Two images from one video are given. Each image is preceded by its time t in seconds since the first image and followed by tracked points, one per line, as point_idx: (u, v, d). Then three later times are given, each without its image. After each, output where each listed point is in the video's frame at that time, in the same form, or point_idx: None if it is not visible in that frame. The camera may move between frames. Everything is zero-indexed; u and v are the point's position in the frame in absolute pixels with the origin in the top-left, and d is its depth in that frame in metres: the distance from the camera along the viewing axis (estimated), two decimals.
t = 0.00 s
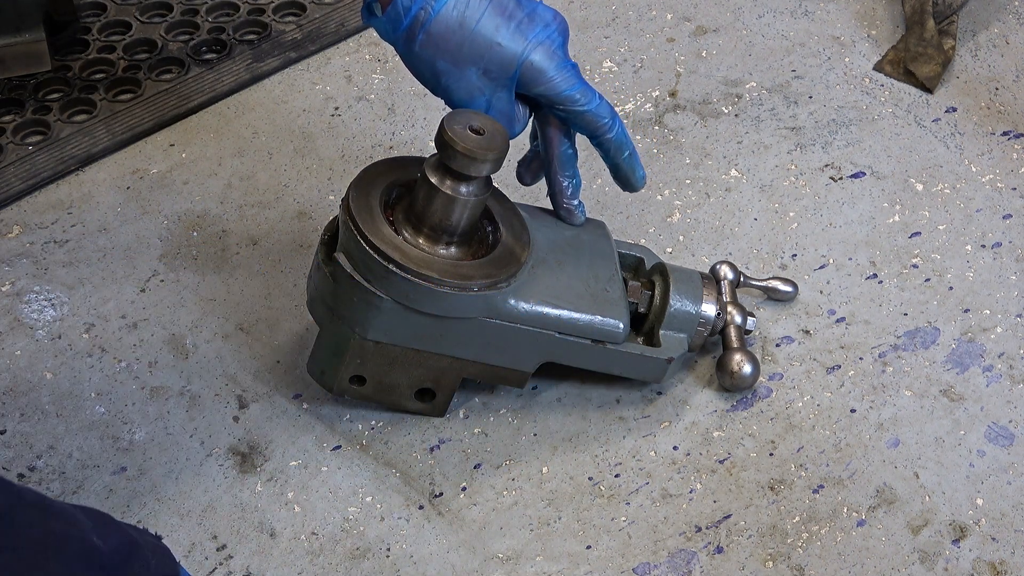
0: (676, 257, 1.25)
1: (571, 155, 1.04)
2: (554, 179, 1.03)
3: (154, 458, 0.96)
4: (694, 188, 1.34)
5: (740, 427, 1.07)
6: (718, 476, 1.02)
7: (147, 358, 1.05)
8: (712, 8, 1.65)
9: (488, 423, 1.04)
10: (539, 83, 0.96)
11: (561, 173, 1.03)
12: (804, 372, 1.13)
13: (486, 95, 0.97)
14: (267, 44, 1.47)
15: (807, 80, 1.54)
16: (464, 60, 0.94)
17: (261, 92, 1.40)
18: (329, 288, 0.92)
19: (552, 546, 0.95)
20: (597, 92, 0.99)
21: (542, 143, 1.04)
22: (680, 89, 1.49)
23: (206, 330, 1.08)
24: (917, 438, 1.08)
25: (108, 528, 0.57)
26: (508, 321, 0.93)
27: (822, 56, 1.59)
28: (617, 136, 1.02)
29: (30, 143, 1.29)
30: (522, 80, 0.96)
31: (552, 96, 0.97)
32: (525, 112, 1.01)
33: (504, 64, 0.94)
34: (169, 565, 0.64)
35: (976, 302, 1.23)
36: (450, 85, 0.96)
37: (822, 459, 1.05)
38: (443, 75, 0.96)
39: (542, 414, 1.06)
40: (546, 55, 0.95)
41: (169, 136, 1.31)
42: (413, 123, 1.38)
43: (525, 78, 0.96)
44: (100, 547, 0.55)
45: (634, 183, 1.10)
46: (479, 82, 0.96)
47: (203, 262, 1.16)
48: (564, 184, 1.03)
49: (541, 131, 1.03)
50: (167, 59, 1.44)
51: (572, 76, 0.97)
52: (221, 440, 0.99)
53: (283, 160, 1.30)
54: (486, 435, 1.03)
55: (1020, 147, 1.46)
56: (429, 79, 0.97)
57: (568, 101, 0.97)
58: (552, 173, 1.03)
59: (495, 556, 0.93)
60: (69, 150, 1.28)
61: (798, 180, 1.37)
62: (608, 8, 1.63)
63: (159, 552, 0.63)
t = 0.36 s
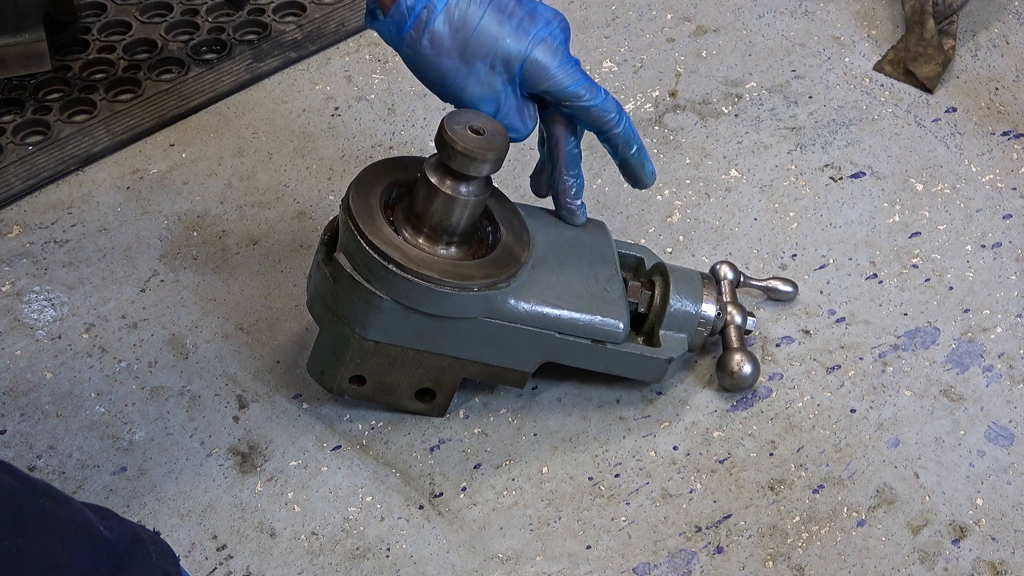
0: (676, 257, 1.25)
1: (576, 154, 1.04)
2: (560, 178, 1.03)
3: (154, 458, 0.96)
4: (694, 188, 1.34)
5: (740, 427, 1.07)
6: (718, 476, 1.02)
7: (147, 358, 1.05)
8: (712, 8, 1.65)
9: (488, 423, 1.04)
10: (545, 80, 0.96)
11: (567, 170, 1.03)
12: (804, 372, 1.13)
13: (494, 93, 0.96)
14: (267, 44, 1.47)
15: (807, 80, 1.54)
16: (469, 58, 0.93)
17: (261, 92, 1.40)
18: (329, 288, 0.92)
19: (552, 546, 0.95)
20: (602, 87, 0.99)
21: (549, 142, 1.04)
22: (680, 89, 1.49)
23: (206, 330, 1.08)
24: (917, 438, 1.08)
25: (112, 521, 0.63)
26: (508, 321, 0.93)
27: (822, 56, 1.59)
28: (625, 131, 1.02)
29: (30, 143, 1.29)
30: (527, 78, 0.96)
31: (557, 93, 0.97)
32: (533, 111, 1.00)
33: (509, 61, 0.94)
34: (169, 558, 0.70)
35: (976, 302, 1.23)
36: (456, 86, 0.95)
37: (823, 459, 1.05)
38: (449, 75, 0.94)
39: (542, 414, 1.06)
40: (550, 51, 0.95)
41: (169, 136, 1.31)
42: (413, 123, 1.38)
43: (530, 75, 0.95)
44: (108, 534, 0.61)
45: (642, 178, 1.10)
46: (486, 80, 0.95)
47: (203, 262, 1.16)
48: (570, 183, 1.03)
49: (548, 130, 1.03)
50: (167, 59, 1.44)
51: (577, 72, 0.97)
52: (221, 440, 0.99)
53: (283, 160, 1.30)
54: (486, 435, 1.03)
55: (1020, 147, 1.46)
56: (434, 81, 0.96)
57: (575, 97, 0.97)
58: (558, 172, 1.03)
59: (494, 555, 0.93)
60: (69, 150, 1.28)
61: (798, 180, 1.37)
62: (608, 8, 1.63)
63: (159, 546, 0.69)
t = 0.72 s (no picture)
0: (676, 257, 1.25)
1: (577, 152, 1.04)
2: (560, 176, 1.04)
3: (154, 458, 0.96)
4: (694, 188, 1.34)
5: (740, 427, 1.07)
6: (718, 477, 1.02)
7: (147, 358, 1.05)
8: (712, 8, 1.65)
9: (488, 423, 1.04)
10: (545, 73, 0.95)
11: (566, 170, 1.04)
12: (804, 372, 1.13)
13: (499, 82, 0.94)
14: (267, 44, 1.47)
15: (807, 80, 1.54)
16: (471, 48, 0.92)
17: (261, 92, 1.40)
18: (329, 288, 0.92)
19: (552, 546, 0.95)
20: (601, 81, 1.00)
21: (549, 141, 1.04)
22: (680, 89, 1.49)
23: (205, 330, 1.08)
24: (917, 438, 1.08)
25: (122, 511, 0.66)
26: (509, 321, 0.93)
27: (822, 56, 1.59)
28: (626, 125, 1.02)
29: (30, 143, 1.29)
30: (527, 70, 0.95)
31: (558, 86, 0.97)
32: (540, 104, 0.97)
33: (508, 53, 0.94)
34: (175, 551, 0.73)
35: (976, 302, 1.23)
36: (460, 76, 0.93)
37: (822, 459, 1.05)
38: (451, 65, 0.92)
39: (542, 415, 1.06)
40: (548, 45, 0.95)
41: (169, 136, 1.31)
42: (413, 123, 1.38)
43: (530, 68, 0.95)
44: (121, 521, 0.64)
45: (644, 174, 1.10)
46: (490, 69, 0.93)
47: (203, 262, 1.16)
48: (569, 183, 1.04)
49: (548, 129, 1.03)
50: (167, 59, 1.44)
51: (576, 66, 0.98)
52: (221, 440, 0.99)
53: (283, 160, 1.30)
54: (486, 436, 1.03)
55: (1020, 147, 1.46)
56: (435, 75, 0.94)
57: (576, 91, 0.97)
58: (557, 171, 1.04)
59: (494, 556, 0.93)
60: (69, 150, 1.28)
61: (798, 180, 1.37)
62: (608, 8, 1.63)
63: (166, 539, 0.72)
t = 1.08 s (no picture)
0: (677, 257, 1.25)
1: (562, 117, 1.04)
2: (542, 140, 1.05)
3: (154, 458, 0.96)
4: (694, 188, 1.34)
5: (740, 427, 1.07)
6: (718, 477, 1.02)
7: (147, 358, 1.05)
8: (712, 8, 1.65)
9: (488, 423, 1.04)
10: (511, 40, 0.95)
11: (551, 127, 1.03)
12: (804, 372, 1.13)
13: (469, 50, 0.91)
14: (267, 44, 1.47)
15: (807, 80, 1.54)
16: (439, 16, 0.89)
17: (261, 92, 1.40)
18: (329, 288, 0.92)
19: (552, 546, 0.95)
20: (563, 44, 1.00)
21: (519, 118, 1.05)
22: (680, 89, 1.49)
23: (205, 330, 1.08)
24: (917, 438, 1.08)
25: (132, 509, 0.66)
26: (509, 321, 0.93)
27: (822, 56, 1.59)
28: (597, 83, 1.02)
29: (30, 143, 1.29)
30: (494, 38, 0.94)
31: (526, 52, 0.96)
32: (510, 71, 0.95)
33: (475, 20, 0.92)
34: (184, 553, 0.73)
35: (976, 302, 1.23)
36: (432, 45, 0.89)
37: (823, 459, 1.05)
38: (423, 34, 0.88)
39: (542, 415, 1.06)
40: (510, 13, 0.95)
41: (169, 136, 1.31)
42: (413, 123, 1.38)
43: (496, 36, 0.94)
44: (129, 518, 0.64)
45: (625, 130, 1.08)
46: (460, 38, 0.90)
47: (203, 262, 1.16)
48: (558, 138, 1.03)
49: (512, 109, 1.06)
50: (167, 59, 1.44)
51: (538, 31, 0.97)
52: (221, 440, 0.99)
53: (283, 161, 1.30)
54: (486, 436, 1.03)
55: (1020, 147, 1.46)
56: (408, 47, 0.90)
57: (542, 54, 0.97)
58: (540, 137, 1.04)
59: (494, 556, 0.94)
60: (69, 150, 1.27)
61: (798, 180, 1.37)
62: (608, 8, 1.63)
63: (175, 541, 0.72)
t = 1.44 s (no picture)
0: (676, 257, 1.25)
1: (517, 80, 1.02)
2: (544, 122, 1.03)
3: (154, 458, 0.96)
4: (694, 188, 1.34)
5: (740, 427, 1.07)
6: (719, 477, 1.02)
7: (146, 358, 1.05)
8: (712, 8, 1.65)
9: (488, 423, 1.04)
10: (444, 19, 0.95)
11: (549, 101, 1.02)
12: (804, 372, 1.13)
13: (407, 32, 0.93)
14: (266, 44, 1.47)
15: (807, 80, 1.54)
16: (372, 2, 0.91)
17: (261, 92, 1.40)
18: (329, 288, 0.92)
19: (552, 546, 0.95)
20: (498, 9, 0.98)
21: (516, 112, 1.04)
22: (679, 89, 1.49)
23: (205, 330, 1.08)
24: (917, 438, 1.08)
25: (138, 510, 0.66)
26: (509, 321, 0.93)
27: (822, 56, 1.59)
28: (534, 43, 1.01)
29: (30, 143, 1.29)
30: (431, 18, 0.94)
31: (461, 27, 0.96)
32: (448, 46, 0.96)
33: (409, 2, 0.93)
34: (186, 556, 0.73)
35: (976, 302, 1.23)
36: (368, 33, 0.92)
37: (823, 460, 1.05)
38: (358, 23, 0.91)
39: (542, 414, 1.06)
40: None
41: (169, 136, 1.31)
42: (413, 123, 1.38)
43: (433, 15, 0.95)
44: (135, 518, 0.64)
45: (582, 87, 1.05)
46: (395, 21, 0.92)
47: (203, 263, 1.16)
48: (560, 109, 1.02)
49: (506, 107, 1.04)
50: (167, 59, 1.44)
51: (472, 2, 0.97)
52: (221, 440, 0.99)
53: (283, 161, 1.30)
54: (486, 435, 1.03)
55: (1020, 147, 1.46)
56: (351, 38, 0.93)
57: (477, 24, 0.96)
58: (542, 117, 1.02)
59: (494, 556, 0.94)
60: (69, 150, 1.27)
61: (799, 180, 1.37)
62: (608, 8, 1.63)
63: (179, 544, 0.72)
